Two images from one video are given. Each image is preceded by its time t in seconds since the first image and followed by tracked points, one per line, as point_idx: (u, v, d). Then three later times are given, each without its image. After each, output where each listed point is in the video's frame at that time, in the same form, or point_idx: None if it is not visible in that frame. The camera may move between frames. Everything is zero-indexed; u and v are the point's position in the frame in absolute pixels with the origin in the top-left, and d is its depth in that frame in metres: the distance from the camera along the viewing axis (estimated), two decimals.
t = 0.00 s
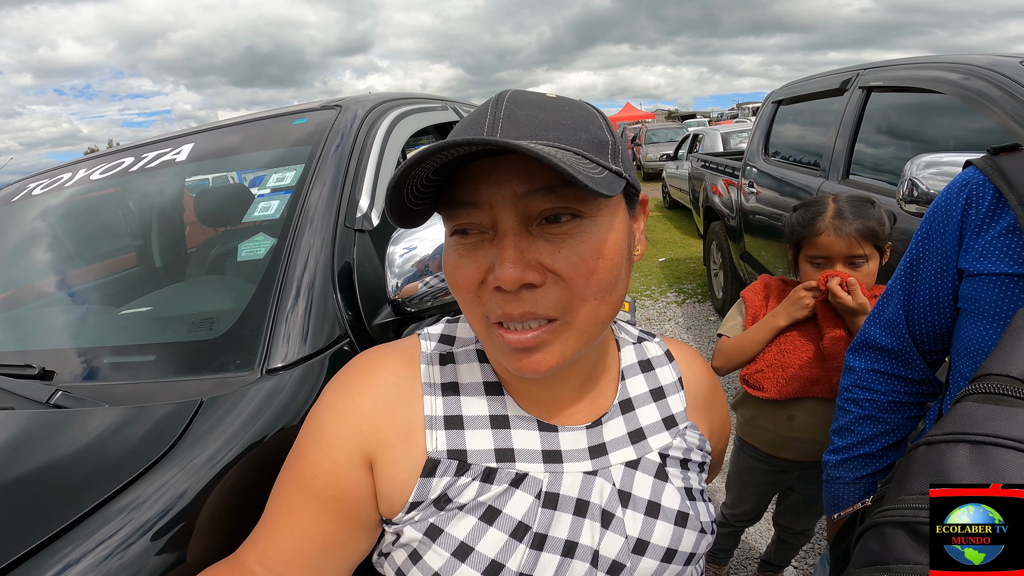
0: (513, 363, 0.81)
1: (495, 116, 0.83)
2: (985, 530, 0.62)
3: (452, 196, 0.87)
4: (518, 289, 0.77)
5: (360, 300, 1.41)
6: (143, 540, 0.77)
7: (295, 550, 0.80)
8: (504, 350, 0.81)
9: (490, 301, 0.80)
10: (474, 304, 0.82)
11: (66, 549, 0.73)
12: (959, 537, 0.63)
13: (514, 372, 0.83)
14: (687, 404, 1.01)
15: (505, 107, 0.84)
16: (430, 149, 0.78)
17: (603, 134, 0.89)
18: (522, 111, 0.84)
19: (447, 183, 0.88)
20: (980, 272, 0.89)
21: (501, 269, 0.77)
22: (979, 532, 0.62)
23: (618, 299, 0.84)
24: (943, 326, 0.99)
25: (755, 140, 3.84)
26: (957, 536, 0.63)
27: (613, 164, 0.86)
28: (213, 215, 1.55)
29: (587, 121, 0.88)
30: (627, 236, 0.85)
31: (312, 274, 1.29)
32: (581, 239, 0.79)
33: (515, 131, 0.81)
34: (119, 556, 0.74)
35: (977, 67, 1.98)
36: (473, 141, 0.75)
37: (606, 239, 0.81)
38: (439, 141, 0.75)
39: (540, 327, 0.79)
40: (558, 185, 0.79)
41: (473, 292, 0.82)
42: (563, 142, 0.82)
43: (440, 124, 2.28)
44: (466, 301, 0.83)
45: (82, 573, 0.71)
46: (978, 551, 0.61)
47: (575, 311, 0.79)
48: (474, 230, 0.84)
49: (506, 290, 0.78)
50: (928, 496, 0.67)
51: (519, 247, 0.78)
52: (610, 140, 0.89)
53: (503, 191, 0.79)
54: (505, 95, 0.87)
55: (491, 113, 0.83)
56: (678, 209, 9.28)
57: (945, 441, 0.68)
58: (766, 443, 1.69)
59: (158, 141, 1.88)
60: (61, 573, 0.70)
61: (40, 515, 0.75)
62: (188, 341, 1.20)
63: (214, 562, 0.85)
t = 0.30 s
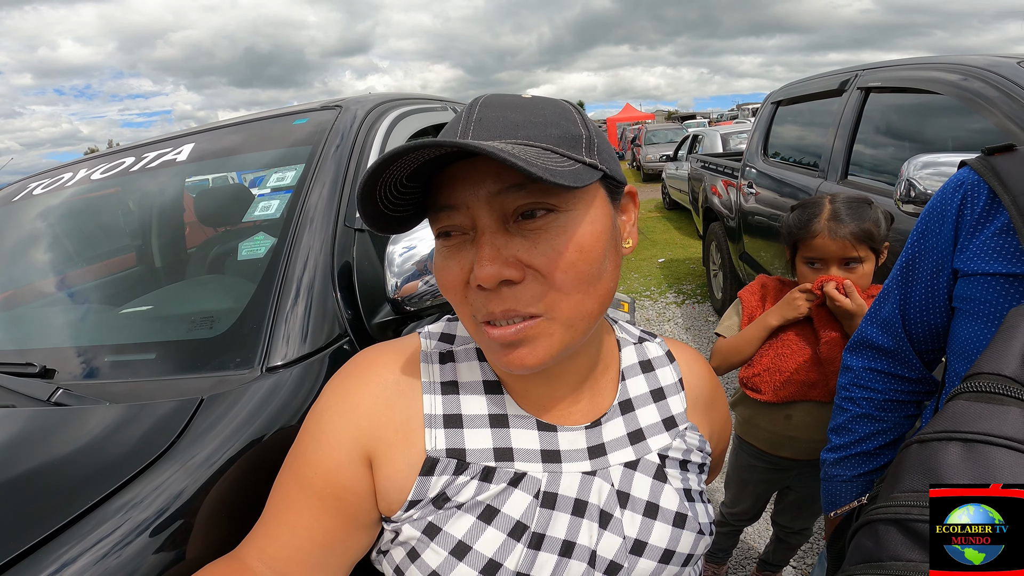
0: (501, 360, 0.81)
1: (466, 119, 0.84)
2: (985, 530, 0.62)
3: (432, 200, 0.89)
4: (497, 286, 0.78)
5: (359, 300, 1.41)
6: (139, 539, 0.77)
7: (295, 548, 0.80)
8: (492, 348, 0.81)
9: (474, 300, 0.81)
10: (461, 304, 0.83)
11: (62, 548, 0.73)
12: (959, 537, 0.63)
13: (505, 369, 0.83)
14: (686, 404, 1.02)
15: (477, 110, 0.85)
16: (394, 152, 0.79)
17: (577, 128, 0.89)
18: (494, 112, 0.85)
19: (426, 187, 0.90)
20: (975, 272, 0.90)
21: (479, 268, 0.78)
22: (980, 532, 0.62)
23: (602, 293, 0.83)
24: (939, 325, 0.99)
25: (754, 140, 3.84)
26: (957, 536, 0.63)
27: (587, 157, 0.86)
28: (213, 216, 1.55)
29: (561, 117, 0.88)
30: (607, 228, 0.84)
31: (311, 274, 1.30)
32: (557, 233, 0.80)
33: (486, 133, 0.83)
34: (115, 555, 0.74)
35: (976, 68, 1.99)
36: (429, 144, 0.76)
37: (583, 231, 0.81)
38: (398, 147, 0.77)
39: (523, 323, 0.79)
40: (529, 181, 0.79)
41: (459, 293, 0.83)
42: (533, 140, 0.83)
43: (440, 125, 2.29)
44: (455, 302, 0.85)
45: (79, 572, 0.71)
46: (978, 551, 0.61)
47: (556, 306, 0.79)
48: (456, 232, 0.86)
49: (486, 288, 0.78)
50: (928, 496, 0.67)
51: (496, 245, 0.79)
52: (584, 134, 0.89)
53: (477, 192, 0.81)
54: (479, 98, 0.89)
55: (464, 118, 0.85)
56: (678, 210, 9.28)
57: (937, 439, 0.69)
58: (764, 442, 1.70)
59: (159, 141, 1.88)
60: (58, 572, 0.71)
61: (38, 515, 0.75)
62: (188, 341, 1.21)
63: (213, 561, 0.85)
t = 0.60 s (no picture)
0: (506, 363, 0.81)
1: (457, 122, 0.84)
2: (985, 530, 0.63)
3: (427, 206, 0.89)
4: (500, 289, 0.78)
5: (360, 300, 1.41)
6: (140, 541, 0.77)
7: (297, 549, 0.80)
8: (496, 351, 0.81)
9: (476, 304, 0.81)
10: (463, 308, 0.83)
11: (64, 549, 0.73)
12: (959, 537, 0.63)
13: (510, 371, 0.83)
14: (687, 405, 1.02)
15: (468, 112, 0.85)
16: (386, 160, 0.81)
17: (569, 126, 0.89)
18: (485, 114, 0.85)
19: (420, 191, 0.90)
20: (977, 273, 0.90)
21: (481, 272, 0.78)
22: (980, 532, 0.63)
23: (603, 290, 0.84)
24: (941, 326, 0.99)
25: (755, 141, 3.84)
26: (958, 536, 0.63)
27: (581, 155, 0.85)
28: (214, 216, 1.56)
29: (553, 117, 0.88)
30: (605, 225, 0.84)
31: (313, 274, 1.30)
32: (558, 232, 0.79)
33: (478, 134, 0.82)
34: (116, 557, 0.74)
35: (976, 68, 1.99)
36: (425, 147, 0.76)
37: (582, 230, 0.81)
38: (392, 154, 0.78)
39: (527, 325, 0.79)
40: (526, 181, 0.79)
41: (460, 297, 0.83)
42: (527, 140, 0.83)
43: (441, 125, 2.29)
44: (455, 307, 0.84)
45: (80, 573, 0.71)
46: (978, 551, 0.62)
47: (559, 306, 0.79)
48: (453, 235, 0.86)
49: (489, 292, 0.78)
50: (928, 496, 0.67)
51: (496, 248, 0.79)
52: (577, 132, 0.89)
53: (474, 195, 0.80)
54: (469, 100, 0.89)
55: (455, 121, 0.85)
56: (678, 210, 9.29)
57: (941, 440, 0.69)
58: (765, 442, 1.69)
59: (160, 141, 1.88)
60: (59, 573, 0.71)
61: (38, 516, 0.75)
62: (188, 341, 1.21)
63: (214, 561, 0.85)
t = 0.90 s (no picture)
0: (524, 354, 0.81)
1: (510, 109, 0.84)
2: (985, 530, 0.64)
3: (466, 189, 0.88)
4: (532, 278, 0.78)
5: (363, 301, 1.41)
6: (143, 543, 0.77)
7: (300, 550, 0.80)
8: (517, 342, 0.80)
9: (503, 292, 0.80)
10: (486, 296, 0.82)
11: (67, 551, 0.73)
12: (959, 537, 0.64)
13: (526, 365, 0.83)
14: (690, 407, 1.01)
15: (520, 102, 0.85)
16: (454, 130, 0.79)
17: (614, 132, 0.90)
18: (536, 107, 0.84)
19: (462, 176, 0.89)
20: (980, 274, 0.90)
21: (516, 258, 0.78)
22: (980, 533, 0.63)
23: (628, 293, 0.85)
24: (944, 328, 0.99)
25: (756, 141, 3.84)
26: (957, 536, 0.64)
27: (624, 160, 0.86)
28: (217, 217, 1.55)
29: (598, 119, 0.89)
30: (637, 231, 0.86)
31: (315, 275, 1.30)
32: (595, 229, 0.80)
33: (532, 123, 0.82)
34: (118, 559, 0.74)
35: (978, 69, 1.99)
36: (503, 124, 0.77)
37: (619, 231, 0.82)
38: (460, 126, 0.77)
39: (554, 317, 0.79)
40: (573, 176, 0.80)
41: (485, 284, 0.82)
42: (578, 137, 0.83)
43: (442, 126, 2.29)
44: (476, 294, 0.83)
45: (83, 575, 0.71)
46: (978, 551, 0.62)
47: (588, 302, 0.80)
48: (487, 221, 0.85)
49: (521, 279, 0.78)
50: (929, 496, 0.68)
51: (534, 237, 0.79)
52: (620, 139, 0.90)
53: (518, 182, 0.80)
54: (519, 93, 0.88)
55: (506, 108, 0.85)
56: (678, 211, 9.29)
57: (950, 441, 0.68)
58: (765, 444, 1.69)
59: (162, 141, 1.88)
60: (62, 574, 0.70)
61: (40, 517, 0.75)
62: (190, 341, 1.21)
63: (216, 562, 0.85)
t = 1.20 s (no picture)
0: (525, 354, 0.81)
1: (524, 109, 0.84)
2: (986, 531, 0.64)
3: (475, 185, 0.88)
4: (537, 278, 0.78)
5: (364, 302, 1.41)
6: (144, 544, 0.77)
7: (302, 552, 0.80)
8: (519, 342, 0.80)
9: (507, 291, 0.80)
10: (489, 294, 0.82)
11: (68, 552, 0.73)
12: (959, 537, 0.64)
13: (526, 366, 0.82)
14: (692, 409, 1.01)
15: (534, 102, 0.85)
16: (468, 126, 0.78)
17: (626, 137, 0.90)
18: (550, 108, 0.84)
19: (471, 172, 0.89)
20: (982, 277, 0.90)
21: (521, 257, 0.78)
22: (980, 533, 0.64)
23: (631, 299, 0.85)
24: (946, 330, 0.99)
25: (756, 142, 3.84)
26: (958, 536, 0.64)
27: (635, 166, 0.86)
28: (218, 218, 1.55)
29: (611, 124, 0.89)
30: (644, 238, 0.86)
31: (316, 276, 1.30)
32: (602, 233, 0.80)
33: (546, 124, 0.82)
34: (120, 560, 0.74)
35: (979, 70, 1.98)
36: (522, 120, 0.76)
37: (626, 236, 0.82)
38: (475, 120, 0.77)
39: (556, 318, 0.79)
40: (583, 179, 0.80)
41: (489, 282, 0.82)
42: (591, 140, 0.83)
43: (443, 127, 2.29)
44: (479, 292, 0.83)
45: None
46: (978, 552, 0.64)
47: (591, 305, 0.80)
48: (493, 219, 0.85)
49: (526, 278, 0.78)
50: (929, 497, 0.68)
51: (540, 237, 0.79)
52: (632, 144, 0.90)
53: (528, 182, 0.80)
54: (533, 93, 0.88)
55: (520, 107, 0.85)
56: (679, 212, 9.29)
57: (953, 445, 0.68)
58: (765, 444, 1.70)
59: (163, 142, 1.88)
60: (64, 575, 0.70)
61: (42, 519, 0.75)
62: (191, 343, 1.21)
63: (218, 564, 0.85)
